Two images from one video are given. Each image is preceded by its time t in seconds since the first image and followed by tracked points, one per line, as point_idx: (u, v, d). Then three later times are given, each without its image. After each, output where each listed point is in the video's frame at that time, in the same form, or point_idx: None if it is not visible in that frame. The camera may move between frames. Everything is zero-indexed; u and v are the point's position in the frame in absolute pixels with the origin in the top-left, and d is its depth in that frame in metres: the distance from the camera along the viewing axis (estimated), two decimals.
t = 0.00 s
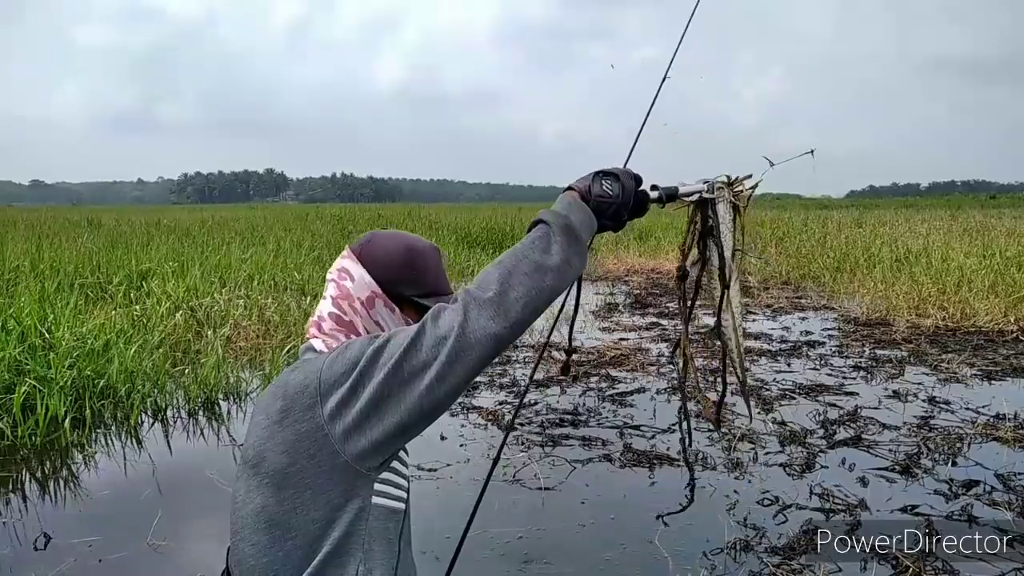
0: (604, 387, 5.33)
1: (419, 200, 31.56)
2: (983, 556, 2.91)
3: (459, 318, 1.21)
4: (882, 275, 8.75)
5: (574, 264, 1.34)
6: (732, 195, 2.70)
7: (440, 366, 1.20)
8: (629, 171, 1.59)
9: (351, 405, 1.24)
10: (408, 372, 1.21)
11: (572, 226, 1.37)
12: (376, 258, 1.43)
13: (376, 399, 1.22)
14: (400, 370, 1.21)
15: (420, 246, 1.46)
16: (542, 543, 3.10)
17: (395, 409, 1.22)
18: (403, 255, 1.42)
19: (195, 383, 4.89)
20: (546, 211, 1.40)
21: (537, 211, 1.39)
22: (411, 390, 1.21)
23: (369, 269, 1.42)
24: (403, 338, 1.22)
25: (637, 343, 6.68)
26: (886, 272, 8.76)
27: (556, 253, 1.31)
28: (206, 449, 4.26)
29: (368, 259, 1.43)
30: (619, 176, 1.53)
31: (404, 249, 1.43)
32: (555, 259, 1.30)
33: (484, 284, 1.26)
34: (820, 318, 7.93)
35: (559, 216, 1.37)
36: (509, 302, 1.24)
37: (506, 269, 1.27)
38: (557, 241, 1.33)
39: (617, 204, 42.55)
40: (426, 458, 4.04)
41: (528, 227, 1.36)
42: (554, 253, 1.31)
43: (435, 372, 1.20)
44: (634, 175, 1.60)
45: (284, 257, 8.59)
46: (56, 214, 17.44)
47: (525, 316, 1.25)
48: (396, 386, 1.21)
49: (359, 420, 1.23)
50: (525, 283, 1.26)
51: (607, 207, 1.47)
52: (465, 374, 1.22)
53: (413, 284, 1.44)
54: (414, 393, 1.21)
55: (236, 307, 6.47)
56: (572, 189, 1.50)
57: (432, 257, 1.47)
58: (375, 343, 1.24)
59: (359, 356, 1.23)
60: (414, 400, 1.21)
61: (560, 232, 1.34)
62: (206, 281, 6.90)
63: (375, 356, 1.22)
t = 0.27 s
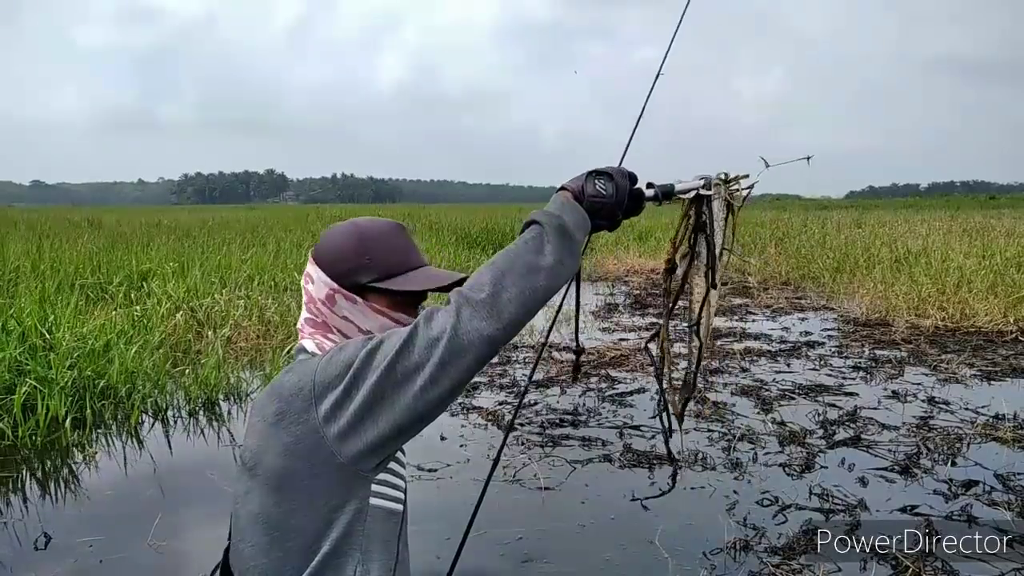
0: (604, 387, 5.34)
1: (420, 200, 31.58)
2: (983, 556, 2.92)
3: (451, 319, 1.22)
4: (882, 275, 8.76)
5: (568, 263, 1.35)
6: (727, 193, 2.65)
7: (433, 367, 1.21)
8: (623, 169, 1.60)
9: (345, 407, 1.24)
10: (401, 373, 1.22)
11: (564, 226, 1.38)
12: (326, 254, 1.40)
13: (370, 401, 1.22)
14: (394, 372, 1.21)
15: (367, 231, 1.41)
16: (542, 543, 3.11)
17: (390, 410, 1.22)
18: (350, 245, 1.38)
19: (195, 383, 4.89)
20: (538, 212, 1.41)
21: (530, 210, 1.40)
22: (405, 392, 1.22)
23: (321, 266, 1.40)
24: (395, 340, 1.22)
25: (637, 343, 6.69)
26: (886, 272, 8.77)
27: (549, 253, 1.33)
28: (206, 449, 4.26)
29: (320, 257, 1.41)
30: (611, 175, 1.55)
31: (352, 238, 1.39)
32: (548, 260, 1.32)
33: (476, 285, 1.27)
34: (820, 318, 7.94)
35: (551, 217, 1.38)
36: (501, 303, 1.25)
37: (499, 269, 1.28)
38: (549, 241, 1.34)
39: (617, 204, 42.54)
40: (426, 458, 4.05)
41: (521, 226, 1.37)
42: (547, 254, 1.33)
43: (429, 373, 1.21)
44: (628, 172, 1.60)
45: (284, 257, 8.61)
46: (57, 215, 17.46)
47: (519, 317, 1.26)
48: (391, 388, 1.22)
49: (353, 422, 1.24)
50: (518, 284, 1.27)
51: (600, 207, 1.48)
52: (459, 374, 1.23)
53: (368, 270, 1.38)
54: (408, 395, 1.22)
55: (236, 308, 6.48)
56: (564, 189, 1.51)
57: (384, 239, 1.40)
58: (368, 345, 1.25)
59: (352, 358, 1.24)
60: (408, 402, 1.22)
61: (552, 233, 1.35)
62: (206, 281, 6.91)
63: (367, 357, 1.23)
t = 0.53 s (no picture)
0: (604, 387, 5.34)
1: (420, 200, 31.58)
2: (983, 556, 2.92)
3: (475, 339, 1.22)
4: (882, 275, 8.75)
5: (595, 284, 1.33)
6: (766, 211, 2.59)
7: (453, 385, 1.22)
8: (658, 183, 1.60)
9: (361, 419, 1.24)
10: (420, 390, 1.22)
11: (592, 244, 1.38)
12: (300, 258, 1.40)
13: (386, 415, 1.23)
14: (412, 388, 1.21)
15: (338, 228, 1.40)
16: (542, 543, 3.10)
17: (406, 425, 1.23)
18: (324, 245, 1.38)
19: (195, 383, 4.89)
20: (568, 227, 1.39)
21: (560, 226, 1.39)
22: (422, 408, 1.23)
23: (298, 269, 1.40)
24: (416, 356, 1.22)
25: (637, 343, 6.68)
26: (886, 272, 8.77)
27: (576, 275, 1.31)
28: (206, 450, 4.26)
29: (296, 261, 1.41)
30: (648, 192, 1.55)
31: (324, 237, 1.39)
32: (576, 280, 1.31)
33: (499, 302, 1.26)
34: (820, 318, 7.94)
35: (581, 234, 1.37)
36: (526, 323, 1.24)
37: (525, 287, 1.26)
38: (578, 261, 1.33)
39: (617, 203, 42.50)
40: (427, 459, 4.04)
41: (549, 242, 1.36)
42: (575, 274, 1.32)
43: (448, 391, 1.22)
44: (663, 186, 1.60)
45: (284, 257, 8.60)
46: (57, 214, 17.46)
47: (541, 338, 1.26)
48: (408, 404, 1.22)
49: (368, 434, 1.24)
50: (545, 305, 1.26)
51: (631, 223, 1.49)
52: (476, 393, 1.24)
53: (346, 264, 1.37)
54: (426, 410, 1.23)
55: (236, 307, 6.48)
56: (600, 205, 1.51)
57: (357, 234, 1.40)
58: (387, 357, 1.24)
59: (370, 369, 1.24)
60: (426, 417, 1.23)
61: (580, 252, 1.34)
62: (206, 281, 6.90)
63: (386, 370, 1.23)
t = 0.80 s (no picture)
0: (604, 387, 5.34)
1: (419, 200, 31.57)
2: (983, 556, 2.92)
3: (496, 361, 1.21)
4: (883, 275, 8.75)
5: (636, 320, 1.29)
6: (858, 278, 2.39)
7: (471, 404, 1.21)
8: (735, 228, 1.57)
9: (378, 431, 1.24)
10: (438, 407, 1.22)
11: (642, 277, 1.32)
12: (307, 254, 1.41)
13: (403, 430, 1.23)
14: (431, 404, 1.22)
15: (346, 225, 1.41)
16: (542, 543, 3.10)
17: (423, 441, 1.23)
18: (332, 242, 1.39)
19: (195, 383, 4.89)
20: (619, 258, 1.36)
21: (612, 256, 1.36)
22: (442, 424, 1.23)
23: (304, 266, 1.41)
24: (437, 373, 1.22)
25: (637, 343, 6.68)
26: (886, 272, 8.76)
27: (615, 307, 1.27)
28: (206, 449, 4.26)
29: (302, 256, 1.42)
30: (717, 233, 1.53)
31: (332, 233, 1.40)
32: (613, 314, 1.27)
33: (527, 326, 1.24)
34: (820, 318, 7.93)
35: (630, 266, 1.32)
36: (552, 352, 1.22)
37: (555, 314, 1.24)
38: (619, 293, 1.29)
39: (617, 203, 42.49)
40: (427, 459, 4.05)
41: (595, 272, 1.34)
42: (613, 306, 1.27)
43: (466, 409, 1.22)
44: (740, 230, 1.58)
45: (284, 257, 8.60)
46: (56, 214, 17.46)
47: (566, 367, 1.23)
48: (426, 420, 1.22)
49: (385, 447, 1.24)
50: (573, 332, 1.24)
51: (694, 262, 1.48)
52: (495, 415, 1.23)
53: (355, 261, 1.38)
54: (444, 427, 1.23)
55: (236, 307, 6.48)
56: (665, 238, 1.52)
57: (365, 230, 1.41)
58: (407, 370, 1.24)
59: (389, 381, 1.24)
60: (443, 433, 1.23)
61: (624, 284, 1.29)
62: (206, 281, 6.90)
63: (406, 385, 1.23)
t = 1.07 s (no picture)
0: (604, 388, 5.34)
1: (419, 200, 31.60)
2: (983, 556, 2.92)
3: (496, 418, 1.14)
4: (882, 275, 8.76)
5: (655, 412, 1.15)
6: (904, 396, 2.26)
7: (462, 457, 1.15)
8: (795, 345, 1.33)
9: (378, 464, 1.22)
10: (434, 453, 1.17)
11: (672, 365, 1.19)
12: (321, 252, 1.40)
13: (399, 471, 1.19)
14: (428, 451, 1.17)
15: (363, 225, 1.39)
16: (542, 543, 3.10)
17: (415, 484, 1.18)
18: (348, 242, 1.38)
19: (195, 383, 4.88)
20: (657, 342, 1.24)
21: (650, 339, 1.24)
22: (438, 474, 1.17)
23: (319, 265, 1.41)
24: (438, 418, 1.17)
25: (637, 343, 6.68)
26: (886, 272, 8.77)
27: (634, 391, 1.15)
28: (207, 449, 4.27)
29: (317, 254, 1.41)
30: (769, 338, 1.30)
31: (348, 234, 1.38)
32: (629, 398, 1.15)
33: (537, 390, 1.16)
34: (820, 318, 7.94)
35: (664, 351, 1.20)
36: (555, 423, 1.13)
37: (567, 383, 1.16)
38: (641, 377, 1.17)
39: (617, 203, 42.53)
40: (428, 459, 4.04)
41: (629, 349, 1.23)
42: (632, 391, 1.15)
43: (457, 461, 1.15)
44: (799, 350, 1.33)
45: (284, 257, 8.61)
46: (56, 215, 17.49)
47: (565, 442, 1.13)
48: (421, 465, 1.17)
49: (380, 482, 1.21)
50: (582, 407, 1.14)
51: (736, 365, 1.24)
52: (490, 478, 1.15)
53: (369, 264, 1.37)
54: (435, 476, 1.17)
55: (236, 308, 6.48)
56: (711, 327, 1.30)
57: (381, 233, 1.39)
58: (413, 409, 1.20)
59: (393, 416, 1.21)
60: (434, 481, 1.17)
61: (650, 370, 1.17)
62: (206, 281, 6.91)
63: (409, 424, 1.19)
